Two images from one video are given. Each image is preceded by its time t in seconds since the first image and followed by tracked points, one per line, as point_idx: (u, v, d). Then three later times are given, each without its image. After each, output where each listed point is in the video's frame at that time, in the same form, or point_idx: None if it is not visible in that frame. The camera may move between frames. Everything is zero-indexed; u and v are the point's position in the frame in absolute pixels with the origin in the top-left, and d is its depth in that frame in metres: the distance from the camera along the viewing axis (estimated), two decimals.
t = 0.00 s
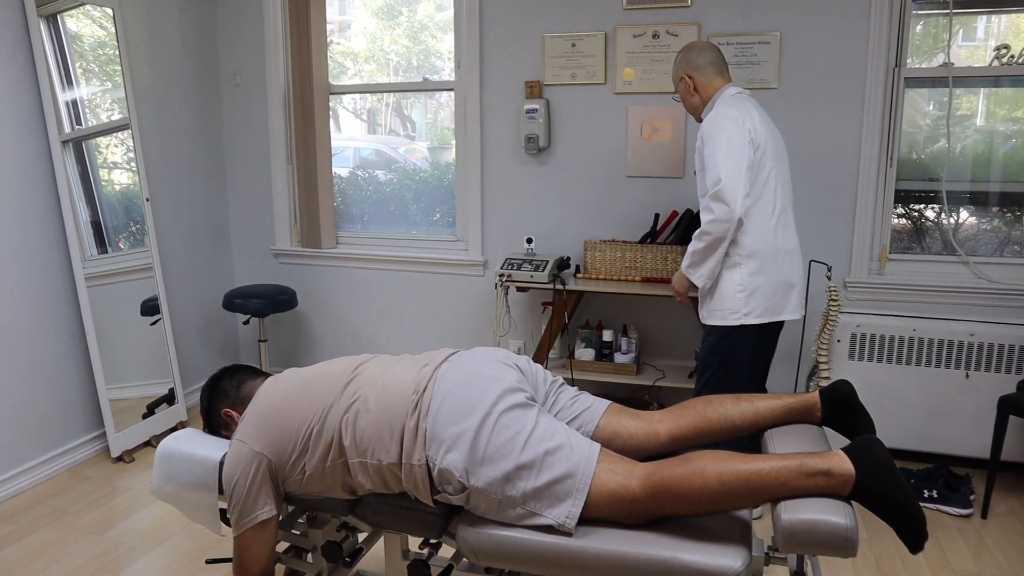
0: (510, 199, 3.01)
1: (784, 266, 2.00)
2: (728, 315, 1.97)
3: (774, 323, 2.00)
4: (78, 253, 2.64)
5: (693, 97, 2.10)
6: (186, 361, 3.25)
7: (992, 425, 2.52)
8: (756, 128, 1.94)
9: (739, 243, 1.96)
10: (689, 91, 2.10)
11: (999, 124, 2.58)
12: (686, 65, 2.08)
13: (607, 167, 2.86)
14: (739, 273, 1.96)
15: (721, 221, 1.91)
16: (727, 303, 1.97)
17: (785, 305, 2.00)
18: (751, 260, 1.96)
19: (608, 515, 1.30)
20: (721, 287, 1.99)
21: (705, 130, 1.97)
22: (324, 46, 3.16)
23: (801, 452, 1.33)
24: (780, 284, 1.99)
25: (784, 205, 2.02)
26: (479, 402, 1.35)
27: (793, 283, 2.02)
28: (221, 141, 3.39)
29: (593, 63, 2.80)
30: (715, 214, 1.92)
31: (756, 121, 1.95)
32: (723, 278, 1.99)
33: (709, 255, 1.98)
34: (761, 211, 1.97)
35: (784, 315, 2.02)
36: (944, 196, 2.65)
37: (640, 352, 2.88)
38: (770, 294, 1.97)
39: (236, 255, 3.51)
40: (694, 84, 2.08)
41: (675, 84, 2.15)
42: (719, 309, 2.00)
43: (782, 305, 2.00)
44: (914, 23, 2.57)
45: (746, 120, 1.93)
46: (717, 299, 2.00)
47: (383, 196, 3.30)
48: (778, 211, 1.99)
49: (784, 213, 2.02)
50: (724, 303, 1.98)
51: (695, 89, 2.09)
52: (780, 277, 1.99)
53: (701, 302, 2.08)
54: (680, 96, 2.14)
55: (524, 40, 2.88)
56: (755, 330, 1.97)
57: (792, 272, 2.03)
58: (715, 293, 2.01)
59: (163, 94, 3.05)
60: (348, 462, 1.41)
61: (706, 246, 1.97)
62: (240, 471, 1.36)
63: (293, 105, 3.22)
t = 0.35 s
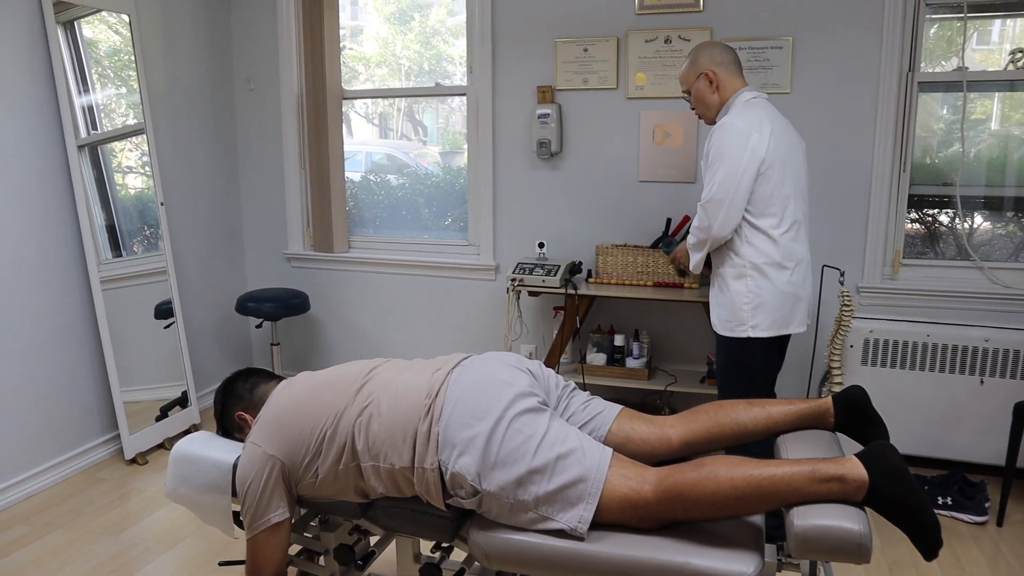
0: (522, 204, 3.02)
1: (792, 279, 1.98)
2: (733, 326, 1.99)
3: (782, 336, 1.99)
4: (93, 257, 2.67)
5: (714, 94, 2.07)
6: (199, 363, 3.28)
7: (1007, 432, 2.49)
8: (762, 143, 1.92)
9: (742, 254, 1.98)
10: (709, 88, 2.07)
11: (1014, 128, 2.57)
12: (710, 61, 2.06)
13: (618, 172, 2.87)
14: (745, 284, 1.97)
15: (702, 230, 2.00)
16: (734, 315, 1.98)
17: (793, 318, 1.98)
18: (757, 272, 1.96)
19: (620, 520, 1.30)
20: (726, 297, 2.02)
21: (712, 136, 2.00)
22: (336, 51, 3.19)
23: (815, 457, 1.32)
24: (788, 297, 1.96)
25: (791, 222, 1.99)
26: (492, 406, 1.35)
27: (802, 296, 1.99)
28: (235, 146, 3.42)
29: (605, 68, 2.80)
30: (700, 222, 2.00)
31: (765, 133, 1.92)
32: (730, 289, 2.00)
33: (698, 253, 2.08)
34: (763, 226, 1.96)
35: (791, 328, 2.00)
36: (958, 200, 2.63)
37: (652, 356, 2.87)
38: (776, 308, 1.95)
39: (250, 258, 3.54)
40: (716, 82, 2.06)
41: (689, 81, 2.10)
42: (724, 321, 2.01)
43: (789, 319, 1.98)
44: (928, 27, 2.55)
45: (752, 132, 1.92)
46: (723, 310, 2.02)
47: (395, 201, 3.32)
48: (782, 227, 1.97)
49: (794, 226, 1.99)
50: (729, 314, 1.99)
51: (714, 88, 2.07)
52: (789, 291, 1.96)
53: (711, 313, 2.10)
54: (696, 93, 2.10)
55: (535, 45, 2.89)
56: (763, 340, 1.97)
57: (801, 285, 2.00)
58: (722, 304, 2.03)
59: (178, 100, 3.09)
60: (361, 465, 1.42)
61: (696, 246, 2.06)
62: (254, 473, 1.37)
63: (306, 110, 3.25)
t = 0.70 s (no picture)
0: (529, 208, 3.02)
1: (803, 295, 1.97)
2: (750, 345, 1.92)
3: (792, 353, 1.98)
4: (103, 260, 2.68)
5: (726, 90, 1.98)
6: (208, 367, 3.29)
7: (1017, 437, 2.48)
8: (792, 155, 1.88)
9: (758, 272, 1.92)
10: (723, 82, 1.97)
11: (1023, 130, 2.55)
12: (728, 55, 1.95)
13: (626, 175, 2.87)
14: (763, 301, 1.92)
15: (722, 237, 1.84)
16: (749, 332, 1.93)
17: (804, 334, 1.98)
18: (776, 290, 1.92)
19: (628, 524, 1.30)
20: (738, 312, 1.95)
21: (739, 138, 1.89)
22: (344, 56, 3.20)
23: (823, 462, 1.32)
24: (800, 313, 1.96)
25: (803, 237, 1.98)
26: (499, 410, 1.35)
27: (810, 312, 2.00)
28: (243, 150, 3.44)
29: (612, 72, 2.81)
30: (723, 229, 1.84)
31: (792, 142, 1.89)
32: (744, 306, 1.94)
33: (696, 257, 1.91)
34: (782, 242, 1.92)
35: (799, 345, 1.99)
36: (967, 204, 2.62)
37: (659, 360, 2.87)
38: (791, 325, 1.93)
39: (258, 262, 3.55)
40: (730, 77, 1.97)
41: (700, 74, 1.97)
42: (735, 337, 1.96)
43: (800, 335, 1.98)
44: (936, 29, 2.54)
45: (783, 139, 1.87)
46: (735, 327, 1.96)
47: (403, 205, 3.32)
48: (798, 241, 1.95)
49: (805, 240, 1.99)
50: (746, 332, 1.93)
51: (728, 83, 1.98)
52: (800, 306, 1.96)
53: (718, 330, 2.01)
54: (706, 87, 1.98)
55: (542, 49, 2.89)
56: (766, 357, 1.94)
57: (809, 301, 2.00)
58: (734, 321, 1.96)
59: (187, 104, 3.11)
60: (368, 469, 1.42)
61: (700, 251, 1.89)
62: (262, 477, 1.37)
63: (314, 114, 3.26)
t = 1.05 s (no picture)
0: (534, 212, 3.02)
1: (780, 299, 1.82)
2: (736, 356, 1.73)
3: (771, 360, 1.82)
4: (110, 266, 2.70)
5: (697, 99, 1.75)
6: (214, 372, 3.30)
7: None
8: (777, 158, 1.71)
9: (747, 280, 1.71)
10: (694, 89, 1.74)
11: None
12: (697, 60, 1.72)
13: (631, 180, 2.87)
14: (750, 310, 1.72)
15: (730, 245, 1.60)
16: (734, 343, 1.73)
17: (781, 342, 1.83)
18: (763, 298, 1.73)
19: (634, 529, 1.30)
20: (722, 322, 1.75)
21: (731, 138, 1.65)
22: (349, 62, 3.22)
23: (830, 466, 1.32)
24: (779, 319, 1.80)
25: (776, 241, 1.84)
26: (505, 416, 1.35)
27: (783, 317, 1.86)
28: (249, 157, 3.45)
29: (617, 76, 2.81)
30: (736, 236, 1.59)
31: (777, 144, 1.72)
32: (729, 316, 1.74)
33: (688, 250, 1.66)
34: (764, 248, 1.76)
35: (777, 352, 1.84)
36: (973, 207, 2.61)
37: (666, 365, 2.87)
38: (773, 332, 1.77)
39: (264, 268, 3.57)
40: (700, 84, 1.74)
41: (671, 81, 1.71)
42: (715, 347, 1.76)
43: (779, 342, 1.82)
44: (942, 32, 2.54)
45: (771, 141, 1.69)
46: (718, 337, 1.75)
47: (408, 210, 3.33)
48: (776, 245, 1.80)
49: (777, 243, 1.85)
50: (731, 343, 1.73)
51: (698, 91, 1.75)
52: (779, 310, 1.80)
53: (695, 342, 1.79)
54: (679, 95, 1.74)
55: (547, 54, 2.90)
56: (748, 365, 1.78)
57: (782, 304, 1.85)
58: (717, 330, 1.75)
59: (193, 111, 3.13)
60: (374, 475, 1.42)
61: (698, 247, 1.64)
62: (268, 482, 1.38)
63: (320, 119, 3.27)
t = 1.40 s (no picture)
0: (540, 215, 3.03)
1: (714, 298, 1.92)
2: (687, 342, 1.78)
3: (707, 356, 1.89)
4: (117, 268, 2.71)
5: (643, 98, 1.78)
6: (220, 373, 3.31)
7: None
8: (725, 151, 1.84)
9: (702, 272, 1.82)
10: (641, 89, 1.77)
11: None
12: (642, 60, 1.74)
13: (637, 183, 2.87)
14: (699, 299, 1.81)
15: (715, 237, 1.68)
16: (687, 330, 1.79)
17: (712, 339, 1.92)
18: (712, 290, 1.84)
19: (640, 532, 1.29)
20: (676, 311, 1.80)
21: (693, 135, 1.74)
22: (356, 64, 3.23)
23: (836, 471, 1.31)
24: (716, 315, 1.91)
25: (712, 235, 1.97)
26: (511, 418, 1.35)
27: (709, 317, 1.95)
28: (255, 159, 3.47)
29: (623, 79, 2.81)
30: (718, 227, 1.68)
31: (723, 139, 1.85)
32: (682, 304, 1.80)
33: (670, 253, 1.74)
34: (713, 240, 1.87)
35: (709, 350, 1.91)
36: (980, 211, 2.61)
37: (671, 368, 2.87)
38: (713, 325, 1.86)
39: (270, 269, 3.58)
40: (646, 84, 1.78)
41: (622, 82, 1.72)
42: (667, 336, 1.79)
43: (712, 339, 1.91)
44: (949, 36, 2.53)
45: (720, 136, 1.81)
46: (673, 325, 1.79)
47: (414, 212, 3.34)
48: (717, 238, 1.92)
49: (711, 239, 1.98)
50: (683, 330, 1.78)
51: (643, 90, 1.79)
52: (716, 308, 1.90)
53: (645, 333, 1.82)
54: (629, 95, 1.75)
55: (553, 57, 2.90)
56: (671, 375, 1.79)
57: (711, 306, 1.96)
58: (671, 319, 1.80)
59: (200, 113, 3.14)
60: (380, 476, 1.42)
61: (677, 247, 1.71)
62: (274, 483, 1.38)
63: (326, 122, 3.29)
